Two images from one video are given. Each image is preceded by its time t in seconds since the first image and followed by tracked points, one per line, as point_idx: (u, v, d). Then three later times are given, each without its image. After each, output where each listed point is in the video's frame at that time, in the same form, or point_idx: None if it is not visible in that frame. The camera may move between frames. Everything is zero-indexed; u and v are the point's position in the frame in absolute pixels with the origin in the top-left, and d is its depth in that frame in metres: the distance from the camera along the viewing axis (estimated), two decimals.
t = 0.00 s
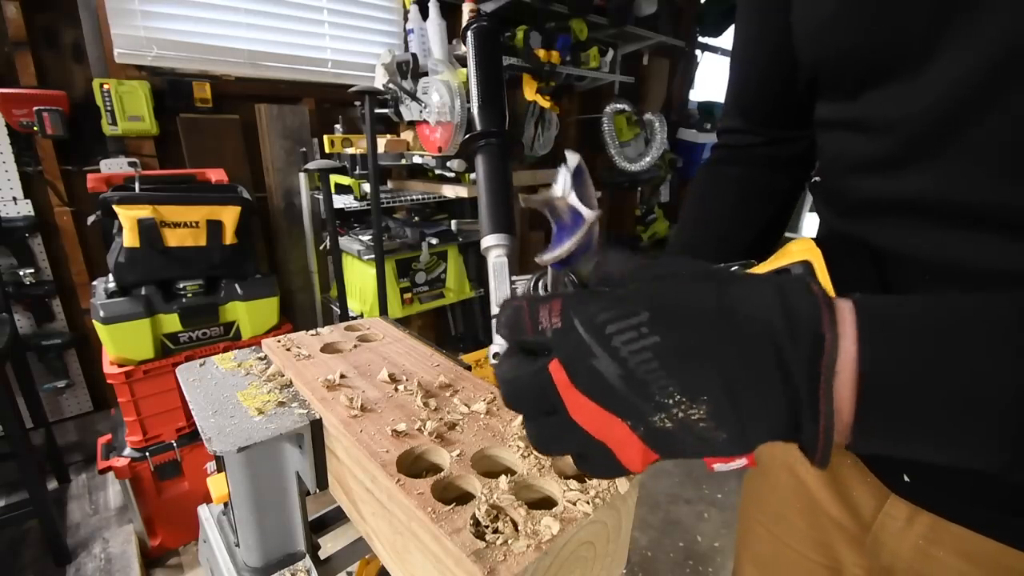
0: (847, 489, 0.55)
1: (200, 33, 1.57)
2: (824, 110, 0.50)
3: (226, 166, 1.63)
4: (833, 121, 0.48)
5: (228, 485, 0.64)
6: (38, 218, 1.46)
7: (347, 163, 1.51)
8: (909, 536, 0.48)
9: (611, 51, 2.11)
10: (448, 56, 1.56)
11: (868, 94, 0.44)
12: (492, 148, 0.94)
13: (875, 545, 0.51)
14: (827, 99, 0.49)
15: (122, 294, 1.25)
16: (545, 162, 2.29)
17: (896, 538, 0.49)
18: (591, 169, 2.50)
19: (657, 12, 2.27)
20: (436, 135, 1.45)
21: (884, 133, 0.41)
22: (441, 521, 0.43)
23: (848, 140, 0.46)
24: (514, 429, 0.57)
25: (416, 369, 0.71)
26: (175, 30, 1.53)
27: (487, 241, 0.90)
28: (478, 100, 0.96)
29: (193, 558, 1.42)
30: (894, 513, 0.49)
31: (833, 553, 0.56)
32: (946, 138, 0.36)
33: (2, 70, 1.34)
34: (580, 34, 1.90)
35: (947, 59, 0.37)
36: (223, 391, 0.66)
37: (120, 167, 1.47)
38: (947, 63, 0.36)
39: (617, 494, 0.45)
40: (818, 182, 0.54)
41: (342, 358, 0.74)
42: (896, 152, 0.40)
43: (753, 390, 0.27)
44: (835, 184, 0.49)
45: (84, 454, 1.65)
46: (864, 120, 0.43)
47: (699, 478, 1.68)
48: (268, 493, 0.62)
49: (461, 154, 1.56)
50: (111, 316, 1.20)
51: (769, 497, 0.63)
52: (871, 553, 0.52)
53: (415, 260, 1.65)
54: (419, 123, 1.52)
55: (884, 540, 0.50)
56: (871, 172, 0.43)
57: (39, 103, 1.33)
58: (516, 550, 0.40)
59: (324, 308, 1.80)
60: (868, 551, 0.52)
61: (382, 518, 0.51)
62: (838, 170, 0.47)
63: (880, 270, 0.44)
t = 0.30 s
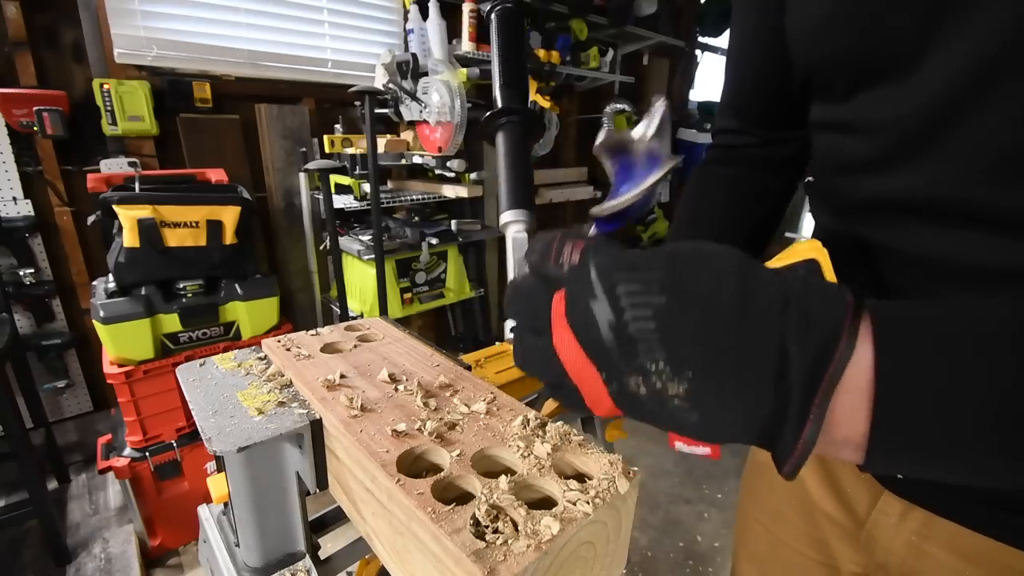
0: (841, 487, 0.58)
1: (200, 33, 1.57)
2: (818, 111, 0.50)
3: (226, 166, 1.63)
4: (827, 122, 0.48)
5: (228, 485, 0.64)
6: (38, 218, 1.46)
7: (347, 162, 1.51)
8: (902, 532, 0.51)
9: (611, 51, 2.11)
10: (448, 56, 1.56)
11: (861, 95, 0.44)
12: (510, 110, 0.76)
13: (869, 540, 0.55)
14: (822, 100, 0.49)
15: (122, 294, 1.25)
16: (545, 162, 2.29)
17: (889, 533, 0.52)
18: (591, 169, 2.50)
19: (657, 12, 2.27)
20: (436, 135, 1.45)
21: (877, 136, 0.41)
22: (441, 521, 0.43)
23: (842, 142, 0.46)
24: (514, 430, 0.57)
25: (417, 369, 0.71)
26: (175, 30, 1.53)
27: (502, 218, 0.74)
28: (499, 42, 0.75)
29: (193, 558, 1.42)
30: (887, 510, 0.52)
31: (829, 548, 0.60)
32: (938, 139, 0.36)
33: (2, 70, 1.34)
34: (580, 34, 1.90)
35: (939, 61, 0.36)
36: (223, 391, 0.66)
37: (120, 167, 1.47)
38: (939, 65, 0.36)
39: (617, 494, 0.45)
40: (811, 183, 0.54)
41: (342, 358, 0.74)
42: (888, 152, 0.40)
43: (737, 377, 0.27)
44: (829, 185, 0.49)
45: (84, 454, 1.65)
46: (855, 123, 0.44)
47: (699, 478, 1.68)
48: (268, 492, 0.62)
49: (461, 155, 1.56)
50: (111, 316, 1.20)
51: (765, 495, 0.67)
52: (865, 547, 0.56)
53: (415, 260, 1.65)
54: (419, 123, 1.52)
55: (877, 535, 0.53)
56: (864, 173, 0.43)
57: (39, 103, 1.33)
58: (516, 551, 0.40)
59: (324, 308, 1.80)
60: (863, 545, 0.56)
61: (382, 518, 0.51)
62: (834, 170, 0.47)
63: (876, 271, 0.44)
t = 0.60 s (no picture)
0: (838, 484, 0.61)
1: (200, 33, 1.57)
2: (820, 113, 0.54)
3: (226, 166, 1.63)
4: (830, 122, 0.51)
5: (228, 485, 0.63)
6: (38, 218, 1.46)
7: (347, 162, 1.51)
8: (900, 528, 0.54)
9: (611, 51, 2.11)
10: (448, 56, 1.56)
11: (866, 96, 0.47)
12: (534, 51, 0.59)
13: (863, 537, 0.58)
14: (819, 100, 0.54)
15: (122, 294, 1.25)
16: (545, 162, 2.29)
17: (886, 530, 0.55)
18: (591, 169, 2.50)
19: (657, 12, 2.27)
20: (436, 135, 1.45)
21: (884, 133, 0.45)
22: (441, 521, 0.43)
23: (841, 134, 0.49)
24: (514, 429, 0.57)
25: (417, 369, 0.71)
26: (175, 30, 1.52)
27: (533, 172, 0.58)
28: None
29: (193, 558, 1.42)
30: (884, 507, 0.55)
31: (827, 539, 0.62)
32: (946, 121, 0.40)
33: (2, 70, 1.34)
34: (580, 34, 1.90)
35: (946, 64, 0.40)
36: (223, 391, 0.66)
37: (120, 167, 1.47)
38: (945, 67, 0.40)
39: (617, 494, 0.45)
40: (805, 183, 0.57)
41: (342, 358, 0.74)
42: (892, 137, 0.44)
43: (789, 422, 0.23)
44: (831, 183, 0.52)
45: (85, 454, 1.65)
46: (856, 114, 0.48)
47: (699, 478, 1.68)
48: (267, 492, 0.62)
49: (461, 155, 1.56)
50: (111, 316, 1.20)
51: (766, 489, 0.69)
52: (861, 543, 0.59)
53: (415, 260, 1.65)
54: (419, 123, 1.52)
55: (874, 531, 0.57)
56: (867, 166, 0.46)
57: (39, 103, 1.33)
58: (516, 551, 0.40)
59: (324, 308, 1.80)
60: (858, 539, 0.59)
61: (382, 519, 0.51)
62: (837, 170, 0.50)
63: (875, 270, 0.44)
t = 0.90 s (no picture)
0: (838, 483, 0.62)
1: (200, 33, 1.57)
2: (815, 102, 0.58)
3: (226, 166, 1.63)
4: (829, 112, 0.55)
5: (228, 485, 0.63)
6: (38, 218, 1.46)
7: (347, 162, 1.51)
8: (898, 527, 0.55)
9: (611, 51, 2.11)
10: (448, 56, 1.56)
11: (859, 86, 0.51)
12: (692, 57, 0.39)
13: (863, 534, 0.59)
14: (812, 91, 0.58)
15: (122, 294, 1.25)
16: (545, 162, 2.29)
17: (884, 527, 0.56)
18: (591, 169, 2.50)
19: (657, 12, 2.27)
20: (436, 135, 1.45)
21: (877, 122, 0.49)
22: (441, 522, 0.43)
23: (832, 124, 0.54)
24: (514, 430, 0.57)
25: (417, 369, 0.71)
26: (175, 30, 1.53)
27: (675, 225, 0.39)
28: None
29: (193, 558, 1.42)
30: (883, 505, 0.56)
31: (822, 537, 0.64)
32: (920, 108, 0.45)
33: (2, 70, 1.35)
34: (580, 34, 1.90)
35: (928, 52, 0.45)
36: (223, 391, 0.66)
37: (120, 167, 1.47)
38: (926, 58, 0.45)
39: (617, 495, 0.45)
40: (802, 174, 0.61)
41: (342, 358, 0.74)
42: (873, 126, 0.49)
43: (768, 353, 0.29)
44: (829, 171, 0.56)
45: (85, 454, 1.65)
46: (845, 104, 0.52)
47: (699, 478, 1.68)
48: (268, 492, 0.62)
49: (461, 155, 1.56)
50: (111, 316, 1.20)
51: (766, 489, 0.70)
52: (860, 541, 0.59)
53: (415, 260, 1.65)
54: (419, 123, 1.52)
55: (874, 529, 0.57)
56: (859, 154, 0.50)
57: (40, 103, 1.33)
58: (516, 551, 0.40)
59: (324, 308, 1.80)
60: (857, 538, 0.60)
61: (382, 519, 0.51)
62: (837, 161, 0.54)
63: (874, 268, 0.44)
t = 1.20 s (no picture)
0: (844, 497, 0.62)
1: (200, 33, 1.57)
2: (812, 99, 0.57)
3: (226, 166, 1.63)
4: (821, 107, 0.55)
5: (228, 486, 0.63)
6: (38, 218, 1.46)
7: (347, 162, 1.51)
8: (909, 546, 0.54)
9: (611, 51, 2.11)
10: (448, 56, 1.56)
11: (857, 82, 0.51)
12: (688, 163, 0.43)
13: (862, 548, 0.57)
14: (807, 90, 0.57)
15: (122, 294, 1.25)
16: (545, 162, 2.29)
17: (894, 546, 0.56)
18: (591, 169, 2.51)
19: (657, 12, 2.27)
20: (436, 135, 1.45)
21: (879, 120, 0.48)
22: (441, 521, 0.43)
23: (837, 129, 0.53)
24: (514, 430, 0.57)
25: (417, 369, 0.71)
26: (175, 30, 1.53)
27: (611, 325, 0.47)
28: (708, 45, 0.44)
29: (193, 558, 1.42)
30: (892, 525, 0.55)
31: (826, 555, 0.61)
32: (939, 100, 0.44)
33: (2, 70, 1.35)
34: (580, 34, 1.90)
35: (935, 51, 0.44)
36: (223, 391, 0.66)
37: (120, 167, 1.47)
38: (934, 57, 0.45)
39: (617, 494, 0.45)
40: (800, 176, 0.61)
41: (342, 358, 0.74)
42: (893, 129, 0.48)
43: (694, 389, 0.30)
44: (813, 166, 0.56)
45: (85, 454, 1.65)
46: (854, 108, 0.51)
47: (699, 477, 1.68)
48: (267, 493, 0.62)
49: (461, 155, 1.56)
50: (111, 316, 1.20)
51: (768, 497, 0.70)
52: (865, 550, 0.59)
53: (415, 260, 1.65)
54: (419, 123, 1.52)
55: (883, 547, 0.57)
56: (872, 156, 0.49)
57: (40, 103, 1.33)
58: (516, 550, 0.40)
59: (324, 308, 1.80)
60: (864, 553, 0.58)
61: (382, 519, 0.51)
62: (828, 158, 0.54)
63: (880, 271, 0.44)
